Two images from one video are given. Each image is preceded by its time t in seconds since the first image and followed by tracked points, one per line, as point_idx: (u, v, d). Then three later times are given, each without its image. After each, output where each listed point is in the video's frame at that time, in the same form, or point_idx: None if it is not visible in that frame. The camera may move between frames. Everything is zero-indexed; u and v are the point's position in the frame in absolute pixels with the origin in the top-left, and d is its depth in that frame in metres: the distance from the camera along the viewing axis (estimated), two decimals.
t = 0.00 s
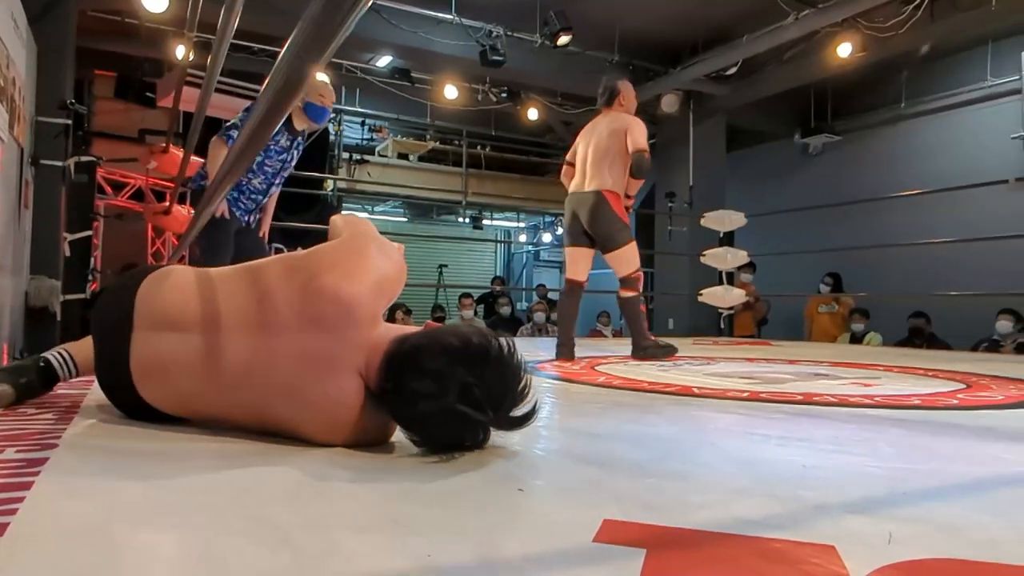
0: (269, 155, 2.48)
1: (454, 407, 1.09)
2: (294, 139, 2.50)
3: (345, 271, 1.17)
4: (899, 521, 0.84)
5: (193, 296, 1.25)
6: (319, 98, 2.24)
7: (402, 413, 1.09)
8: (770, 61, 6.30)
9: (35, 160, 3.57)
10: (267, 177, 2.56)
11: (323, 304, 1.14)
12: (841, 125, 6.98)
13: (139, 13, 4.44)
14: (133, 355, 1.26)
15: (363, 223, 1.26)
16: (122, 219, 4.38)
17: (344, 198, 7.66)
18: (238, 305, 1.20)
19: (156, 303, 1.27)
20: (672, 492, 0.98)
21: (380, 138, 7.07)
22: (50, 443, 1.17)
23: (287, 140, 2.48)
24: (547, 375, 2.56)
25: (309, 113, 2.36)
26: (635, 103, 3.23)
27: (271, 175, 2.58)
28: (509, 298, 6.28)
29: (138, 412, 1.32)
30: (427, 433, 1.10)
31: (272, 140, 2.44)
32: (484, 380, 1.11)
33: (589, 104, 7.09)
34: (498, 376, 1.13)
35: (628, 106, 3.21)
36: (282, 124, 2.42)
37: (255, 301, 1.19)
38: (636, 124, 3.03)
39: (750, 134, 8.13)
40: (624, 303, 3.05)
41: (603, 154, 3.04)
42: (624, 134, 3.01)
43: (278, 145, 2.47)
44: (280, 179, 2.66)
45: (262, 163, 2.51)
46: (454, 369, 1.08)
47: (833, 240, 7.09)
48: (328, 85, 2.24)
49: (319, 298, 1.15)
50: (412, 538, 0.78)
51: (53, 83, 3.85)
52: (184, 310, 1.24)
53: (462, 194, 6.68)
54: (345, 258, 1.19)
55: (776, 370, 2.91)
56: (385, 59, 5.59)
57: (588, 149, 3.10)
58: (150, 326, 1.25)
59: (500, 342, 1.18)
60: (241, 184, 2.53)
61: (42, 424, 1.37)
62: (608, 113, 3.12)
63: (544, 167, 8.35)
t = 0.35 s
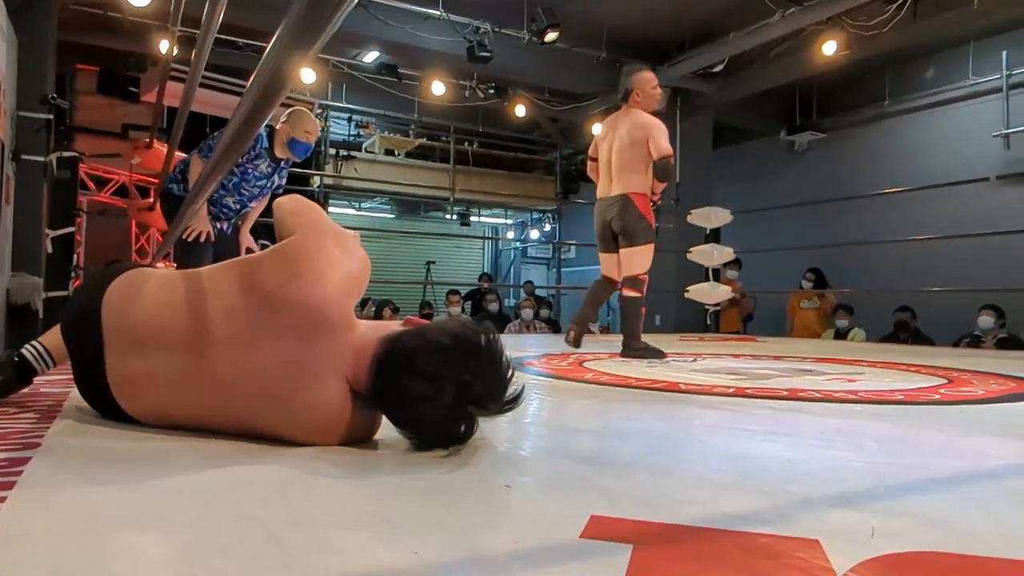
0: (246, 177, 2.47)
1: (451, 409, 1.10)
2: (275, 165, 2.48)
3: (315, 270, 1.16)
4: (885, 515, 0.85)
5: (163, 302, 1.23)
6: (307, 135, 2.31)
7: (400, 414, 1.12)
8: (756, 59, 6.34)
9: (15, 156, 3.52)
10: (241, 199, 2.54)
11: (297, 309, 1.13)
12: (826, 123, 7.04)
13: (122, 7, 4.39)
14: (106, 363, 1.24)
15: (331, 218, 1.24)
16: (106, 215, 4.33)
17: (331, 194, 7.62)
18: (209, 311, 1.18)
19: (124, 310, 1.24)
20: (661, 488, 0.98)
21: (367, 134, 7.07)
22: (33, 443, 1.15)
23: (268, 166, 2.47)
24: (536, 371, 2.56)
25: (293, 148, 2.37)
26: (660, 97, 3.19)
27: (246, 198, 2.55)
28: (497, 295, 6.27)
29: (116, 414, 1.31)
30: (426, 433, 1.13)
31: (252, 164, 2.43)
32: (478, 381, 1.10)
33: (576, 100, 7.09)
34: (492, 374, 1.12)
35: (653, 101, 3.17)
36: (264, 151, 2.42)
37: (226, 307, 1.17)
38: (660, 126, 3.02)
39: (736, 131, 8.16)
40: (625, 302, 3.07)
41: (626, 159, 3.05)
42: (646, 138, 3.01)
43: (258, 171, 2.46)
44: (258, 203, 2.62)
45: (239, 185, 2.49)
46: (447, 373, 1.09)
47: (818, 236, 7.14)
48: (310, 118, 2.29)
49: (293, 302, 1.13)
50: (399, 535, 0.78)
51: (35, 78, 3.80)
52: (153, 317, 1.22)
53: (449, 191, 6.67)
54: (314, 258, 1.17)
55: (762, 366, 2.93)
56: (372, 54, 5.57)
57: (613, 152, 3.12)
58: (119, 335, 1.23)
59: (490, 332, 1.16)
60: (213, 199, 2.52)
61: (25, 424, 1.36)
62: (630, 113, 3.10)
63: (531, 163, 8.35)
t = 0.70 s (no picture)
0: (239, 187, 2.47)
1: (406, 439, 1.03)
2: (267, 176, 2.49)
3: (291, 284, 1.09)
4: (873, 521, 0.85)
5: (137, 319, 1.18)
6: (297, 146, 2.35)
7: (356, 442, 1.05)
8: (747, 68, 6.39)
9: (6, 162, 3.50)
10: (233, 209, 2.54)
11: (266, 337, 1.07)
12: (817, 132, 7.10)
13: (116, 15, 4.39)
14: (87, 379, 1.21)
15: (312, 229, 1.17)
16: (98, 223, 4.32)
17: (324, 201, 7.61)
18: (182, 333, 1.13)
19: (100, 328, 1.20)
20: (654, 495, 0.98)
21: (361, 142, 7.08)
22: (23, 452, 1.15)
23: (260, 176, 2.47)
24: (529, 379, 2.57)
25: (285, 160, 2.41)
26: (671, 112, 3.23)
27: (238, 208, 2.56)
28: (490, 302, 6.28)
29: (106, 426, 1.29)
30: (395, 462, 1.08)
31: (244, 175, 2.43)
32: (436, 410, 1.02)
33: (569, 109, 7.13)
34: (451, 405, 1.03)
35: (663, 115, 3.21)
36: (256, 161, 2.42)
37: (198, 329, 1.12)
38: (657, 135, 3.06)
39: (728, 139, 8.23)
40: (620, 309, 3.07)
41: (626, 169, 3.11)
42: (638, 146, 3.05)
43: (250, 181, 2.46)
44: (250, 212, 2.63)
45: (230, 194, 2.50)
46: (399, 404, 1.01)
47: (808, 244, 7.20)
48: (302, 129, 2.36)
49: (262, 328, 1.07)
50: (390, 543, 0.78)
51: (27, 85, 3.80)
52: (127, 335, 1.17)
53: (443, 198, 6.69)
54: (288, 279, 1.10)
55: (754, 373, 2.94)
56: (366, 62, 5.59)
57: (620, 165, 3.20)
58: (95, 353, 1.19)
59: (452, 352, 1.04)
60: (205, 210, 2.52)
61: (15, 433, 1.35)
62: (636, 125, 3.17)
63: (524, 171, 8.39)
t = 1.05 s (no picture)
0: (239, 211, 2.50)
1: (356, 512, 1.01)
2: (263, 194, 2.52)
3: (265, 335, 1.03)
4: (870, 552, 0.86)
5: (121, 362, 1.16)
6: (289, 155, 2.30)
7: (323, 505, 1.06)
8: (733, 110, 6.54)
9: None
10: (237, 234, 2.57)
11: (245, 391, 1.04)
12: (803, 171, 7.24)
13: (114, 56, 4.46)
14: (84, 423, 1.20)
15: (289, 259, 1.07)
16: (89, 260, 4.31)
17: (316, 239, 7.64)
18: (161, 381, 1.10)
19: (89, 377, 1.18)
20: (652, 528, 0.99)
21: (354, 180, 7.16)
22: (17, 489, 1.13)
23: (257, 196, 2.50)
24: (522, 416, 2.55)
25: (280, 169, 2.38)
26: (677, 158, 3.31)
27: (240, 233, 2.58)
28: (481, 339, 6.26)
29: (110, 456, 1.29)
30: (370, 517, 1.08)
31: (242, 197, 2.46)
32: (379, 502, 0.97)
33: (559, 148, 7.24)
34: (392, 500, 0.97)
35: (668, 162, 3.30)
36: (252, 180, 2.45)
37: (178, 379, 1.09)
38: (642, 178, 3.21)
39: (716, 179, 8.37)
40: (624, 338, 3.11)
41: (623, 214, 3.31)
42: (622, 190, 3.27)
43: (248, 202, 2.49)
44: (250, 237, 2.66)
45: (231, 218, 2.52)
46: (338, 490, 0.97)
47: (796, 281, 7.27)
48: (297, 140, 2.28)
49: (240, 383, 1.04)
50: None
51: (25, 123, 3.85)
52: (113, 380, 1.15)
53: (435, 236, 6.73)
54: (260, 330, 1.03)
55: (748, 410, 2.94)
56: (360, 103, 5.69)
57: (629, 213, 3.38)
58: (84, 396, 1.17)
59: (392, 449, 0.94)
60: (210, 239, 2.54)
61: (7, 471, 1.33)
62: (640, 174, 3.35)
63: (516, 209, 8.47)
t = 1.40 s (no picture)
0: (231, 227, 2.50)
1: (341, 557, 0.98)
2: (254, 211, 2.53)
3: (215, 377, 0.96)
4: None
5: (79, 405, 1.10)
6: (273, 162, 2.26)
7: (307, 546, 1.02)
8: (717, 144, 6.66)
9: None
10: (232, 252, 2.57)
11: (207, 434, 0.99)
12: (785, 204, 7.37)
13: (103, 87, 4.47)
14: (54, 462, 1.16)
15: (210, 289, 0.96)
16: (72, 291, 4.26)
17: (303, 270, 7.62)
18: (119, 426, 1.04)
19: (53, 419, 1.13)
20: (646, 558, 0.97)
21: (341, 212, 7.20)
22: None
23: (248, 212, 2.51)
24: (510, 447, 2.53)
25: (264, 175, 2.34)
26: (664, 191, 3.36)
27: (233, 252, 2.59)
28: (469, 371, 6.22)
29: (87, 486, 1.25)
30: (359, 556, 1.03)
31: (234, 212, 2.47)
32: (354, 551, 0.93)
33: (546, 181, 7.31)
34: (365, 549, 0.92)
35: (653, 195, 3.37)
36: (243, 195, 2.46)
37: (132, 425, 1.03)
38: (624, 216, 3.31)
39: (700, 211, 8.47)
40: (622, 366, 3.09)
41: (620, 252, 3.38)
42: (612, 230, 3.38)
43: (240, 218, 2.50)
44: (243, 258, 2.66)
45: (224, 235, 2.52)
46: (310, 541, 0.93)
47: (781, 312, 7.33)
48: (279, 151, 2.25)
49: (202, 426, 0.99)
50: None
51: (11, 153, 3.85)
52: (76, 420, 1.10)
53: (423, 267, 6.74)
54: (212, 372, 0.96)
55: (737, 440, 2.93)
56: (349, 135, 5.75)
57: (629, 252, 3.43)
58: (50, 436, 1.13)
59: (356, 492, 0.89)
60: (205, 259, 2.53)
61: None
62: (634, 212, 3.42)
63: (503, 241, 8.52)
